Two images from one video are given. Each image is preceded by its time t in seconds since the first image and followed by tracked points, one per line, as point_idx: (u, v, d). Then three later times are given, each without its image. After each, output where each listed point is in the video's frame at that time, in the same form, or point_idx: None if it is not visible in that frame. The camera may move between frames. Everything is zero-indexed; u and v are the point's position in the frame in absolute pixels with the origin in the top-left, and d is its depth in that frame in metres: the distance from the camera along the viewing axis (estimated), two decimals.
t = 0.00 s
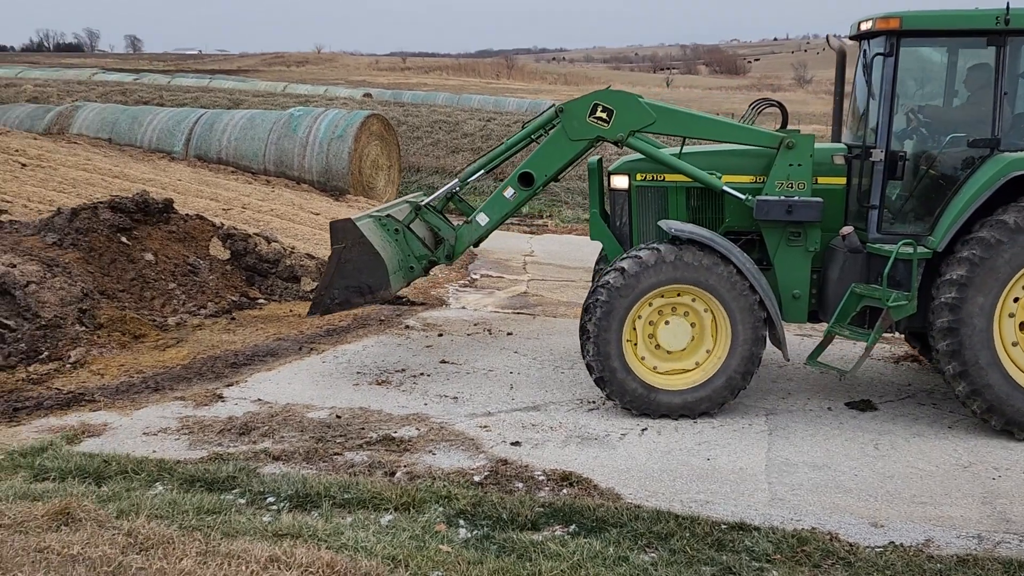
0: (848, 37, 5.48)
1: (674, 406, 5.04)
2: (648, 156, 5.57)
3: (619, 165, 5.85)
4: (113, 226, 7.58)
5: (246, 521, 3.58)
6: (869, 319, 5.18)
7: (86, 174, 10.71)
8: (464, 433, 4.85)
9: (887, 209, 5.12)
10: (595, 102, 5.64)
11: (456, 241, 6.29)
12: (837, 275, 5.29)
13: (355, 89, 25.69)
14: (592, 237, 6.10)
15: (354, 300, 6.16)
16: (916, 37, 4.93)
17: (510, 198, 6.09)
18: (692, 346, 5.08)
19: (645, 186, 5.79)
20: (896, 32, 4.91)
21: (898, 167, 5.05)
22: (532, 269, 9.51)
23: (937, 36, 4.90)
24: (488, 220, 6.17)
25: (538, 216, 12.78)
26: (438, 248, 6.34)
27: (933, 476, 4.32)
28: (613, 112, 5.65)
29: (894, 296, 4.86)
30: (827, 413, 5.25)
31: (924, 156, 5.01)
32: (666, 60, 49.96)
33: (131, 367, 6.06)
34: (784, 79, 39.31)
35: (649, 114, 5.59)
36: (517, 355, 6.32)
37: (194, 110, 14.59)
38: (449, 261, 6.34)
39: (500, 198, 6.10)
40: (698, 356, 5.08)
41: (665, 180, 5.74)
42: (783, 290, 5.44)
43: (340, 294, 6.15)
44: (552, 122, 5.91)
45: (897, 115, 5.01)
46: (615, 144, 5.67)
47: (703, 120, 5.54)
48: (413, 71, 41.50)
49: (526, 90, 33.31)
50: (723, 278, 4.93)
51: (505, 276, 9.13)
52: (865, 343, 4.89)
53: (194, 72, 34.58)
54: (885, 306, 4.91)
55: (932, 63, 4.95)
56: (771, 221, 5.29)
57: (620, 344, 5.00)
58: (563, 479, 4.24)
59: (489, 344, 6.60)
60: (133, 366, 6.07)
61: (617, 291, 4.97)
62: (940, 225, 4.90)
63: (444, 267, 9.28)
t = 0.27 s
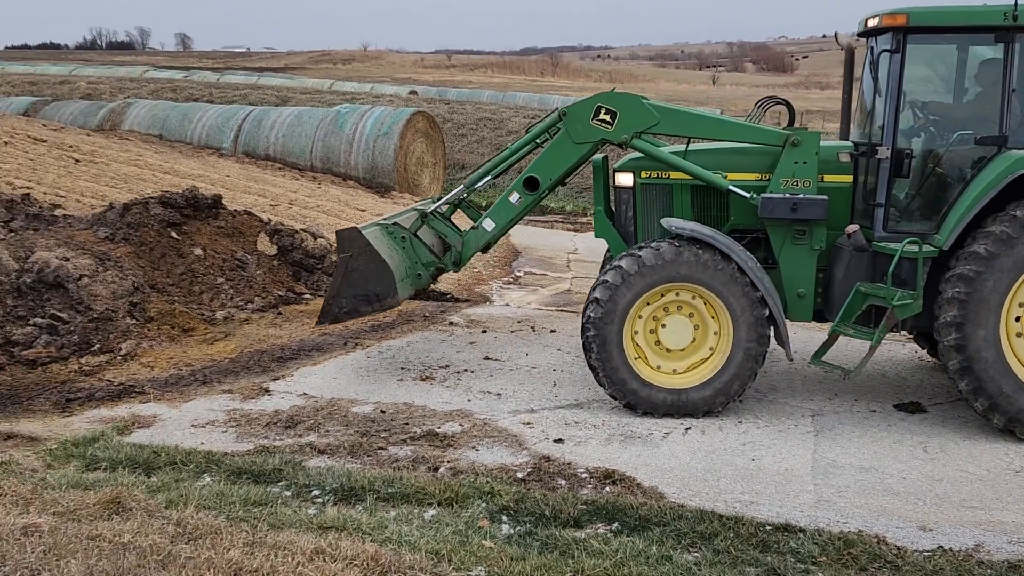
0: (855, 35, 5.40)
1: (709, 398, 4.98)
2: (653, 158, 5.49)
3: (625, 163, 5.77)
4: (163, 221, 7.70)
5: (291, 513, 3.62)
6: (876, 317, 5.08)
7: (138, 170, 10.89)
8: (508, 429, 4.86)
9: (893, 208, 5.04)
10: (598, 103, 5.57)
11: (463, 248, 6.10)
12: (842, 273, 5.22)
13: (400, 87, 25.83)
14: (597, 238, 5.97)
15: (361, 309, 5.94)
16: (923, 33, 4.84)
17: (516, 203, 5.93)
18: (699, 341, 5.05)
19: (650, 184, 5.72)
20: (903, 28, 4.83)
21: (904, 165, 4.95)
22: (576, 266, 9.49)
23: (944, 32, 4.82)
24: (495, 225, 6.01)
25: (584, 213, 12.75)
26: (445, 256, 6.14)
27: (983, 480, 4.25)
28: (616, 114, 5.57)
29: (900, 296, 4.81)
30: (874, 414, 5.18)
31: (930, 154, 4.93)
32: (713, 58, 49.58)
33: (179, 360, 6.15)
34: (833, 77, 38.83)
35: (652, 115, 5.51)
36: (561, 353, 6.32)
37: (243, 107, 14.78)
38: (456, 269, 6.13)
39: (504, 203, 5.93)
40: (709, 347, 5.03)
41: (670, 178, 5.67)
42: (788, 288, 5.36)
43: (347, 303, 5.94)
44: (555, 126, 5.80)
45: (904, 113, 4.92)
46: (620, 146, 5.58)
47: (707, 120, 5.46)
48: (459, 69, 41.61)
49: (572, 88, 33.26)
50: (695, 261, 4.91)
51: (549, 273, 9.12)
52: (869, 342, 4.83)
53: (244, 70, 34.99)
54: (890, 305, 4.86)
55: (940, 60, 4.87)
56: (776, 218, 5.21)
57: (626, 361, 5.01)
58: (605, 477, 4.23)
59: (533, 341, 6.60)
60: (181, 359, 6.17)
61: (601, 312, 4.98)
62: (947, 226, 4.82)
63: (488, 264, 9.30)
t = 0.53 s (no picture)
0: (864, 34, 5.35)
1: (735, 381, 4.94)
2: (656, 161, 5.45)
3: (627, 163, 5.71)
4: (210, 219, 7.82)
5: (334, 508, 3.65)
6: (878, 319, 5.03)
7: (186, 167, 11.05)
8: (549, 428, 4.86)
9: (896, 208, 4.99)
10: (598, 108, 5.55)
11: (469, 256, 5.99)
12: (845, 274, 5.17)
13: (444, 87, 25.94)
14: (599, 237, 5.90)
15: (369, 319, 5.83)
16: (926, 33, 4.80)
17: (521, 210, 5.85)
18: (701, 335, 5.03)
19: (653, 184, 5.65)
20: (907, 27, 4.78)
21: (907, 165, 4.91)
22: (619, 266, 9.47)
23: (947, 32, 4.77)
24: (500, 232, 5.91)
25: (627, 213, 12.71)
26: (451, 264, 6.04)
27: None
28: (617, 119, 5.54)
29: (901, 296, 4.78)
30: (920, 419, 5.10)
31: (934, 154, 4.87)
32: (758, 57, 49.15)
33: (225, 355, 6.23)
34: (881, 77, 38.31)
35: (653, 118, 5.47)
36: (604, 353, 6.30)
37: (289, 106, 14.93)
38: (463, 277, 6.02)
39: (508, 210, 5.83)
40: (711, 335, 5.01)
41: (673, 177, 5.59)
42: (791, 289, 5.28)
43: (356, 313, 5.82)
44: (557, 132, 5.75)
45: (908, 113, 4.87)
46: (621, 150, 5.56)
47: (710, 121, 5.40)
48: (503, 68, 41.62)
49: (615, 88, 33.17)
50: (654, 261, 4.94)
51: (591, 273, 9.10)
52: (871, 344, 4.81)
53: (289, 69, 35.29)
54: (891, 306, 4.83)
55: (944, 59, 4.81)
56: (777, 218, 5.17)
57: (638, 378, 5.03)
58: (647, 478, 4.21)
59: (575, 341, 6.59)
60: (227, 355, 6.25)
61: (597, 341, 5.02)
62: (949, 226, 4.77)
63: (531, 263, 9.30)
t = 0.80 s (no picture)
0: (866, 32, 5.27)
1: (747, 360, 4.88)
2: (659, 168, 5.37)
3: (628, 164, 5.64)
4: (252, 218, 7.92)
5: (372, 506, 3.67)
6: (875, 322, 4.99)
7: (229, 167, 11.18)
8: (587, 430, 4.85)
9: (897, 211, 4.94)
10: (599, 116, 5.50)
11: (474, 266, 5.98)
12: (846, 277, 5.11)
13: (484, 88, 26.00)
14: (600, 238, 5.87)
15: (376, 331, 5.87)
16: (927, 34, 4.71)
17: (525, 220, 5.82)
18: (699, 329, 5.01)
19: (655, 186, 5.59)
20: (908, 29, 4.71)
21: (908, 167, 4.86)
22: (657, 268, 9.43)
23: (950, 34, 4.69)
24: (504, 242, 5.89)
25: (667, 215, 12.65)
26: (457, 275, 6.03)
27: None
28: (619, 127, 5.48)
29: (900, 300, 4.76)
30: (963, 425, 5.02)
31: (936, 157, 4.83)
32: (801, 59, 48.72)
33: (266, 354, 6.29)
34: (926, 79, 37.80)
35: (654, 123, 5.40)
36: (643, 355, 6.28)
37: (331, 108, 15.06)
38: (470, 287, 6.01)
39: (511, 220, 5.81)
40: (706, 323, 4.98)
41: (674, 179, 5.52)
42: (792, 292, 5.24)
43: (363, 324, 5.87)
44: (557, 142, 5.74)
45: (909, 116, 4.81)
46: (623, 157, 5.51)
47: (710, 125, 5.34)
48: (543, 70, 41.58)
49: (656, 89, 33.04)
50: (615, 279, 4.98)
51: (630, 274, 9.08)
52: (870, 348, 4.78)
53: (330, 71, 35.52)
54: (890, 310, 4.80)
55: (947, 60, 4.74)
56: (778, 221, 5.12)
57: (656, 390, 5.02)
58: (686, 481, 4.19)
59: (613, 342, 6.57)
60: (267, 353, 6.31)
61: (607, 370, 5.05)
62: (949, 231, 4.74)
63: (569, 264, 9.29)
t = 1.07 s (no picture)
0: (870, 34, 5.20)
1: (743, 334, 4.82)
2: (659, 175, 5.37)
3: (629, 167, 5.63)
4: (289, 220, 7.99)
5: (406, 508, 3.69)
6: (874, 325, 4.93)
7: (267, 169, 11.28)
8: (620, 434, 4.84)
9: (896, 214, 4.87)
10: (598, 126, 5.49)
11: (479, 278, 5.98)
12: (845, 280, 5.06)
13: (520, 91, 26.04)
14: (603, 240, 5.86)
15: (384, 344, 5.86)
16: (927, 37, 4.65)
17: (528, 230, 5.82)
18: (692, 322, 4.99)
19: (656, 188, 5.58)
20: (907, 32, 4.66)
21: (908, 171, 4.79)
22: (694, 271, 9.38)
23: (950, 37, 4.63)
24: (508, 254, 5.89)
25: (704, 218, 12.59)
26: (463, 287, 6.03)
27: None
28: (618, 136, 5.47)
29: (897, 304, 4.70)
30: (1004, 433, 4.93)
31: (936, 161, 4.76)
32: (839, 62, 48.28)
33: (301, 354, 6.33)
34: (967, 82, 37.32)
35: (653, 130, 5.37)
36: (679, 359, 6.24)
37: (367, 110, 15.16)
38: (475, 298, 6.01)
39: (514, 231, 5.80)
40: (694, 313, 4.97)
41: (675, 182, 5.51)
42: (792, 295, 5.20)
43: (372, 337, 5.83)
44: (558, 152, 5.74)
45: (908, 119, 4.75)
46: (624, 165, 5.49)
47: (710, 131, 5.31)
48: (579, 72, 41.54)
49: (692, 92, 32.91)
50: (589, 307, 5.06)
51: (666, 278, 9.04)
52: (867, 351, 4.73)
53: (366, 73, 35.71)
54: (887, 314, 4.75)
55: (947, 63, 4.68)
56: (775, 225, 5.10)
57: (674, 395, 4.98)
58: (720, 486, 4.16)
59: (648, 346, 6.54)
60: (303, 354, 6.36)
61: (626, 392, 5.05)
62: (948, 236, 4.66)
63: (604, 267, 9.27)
